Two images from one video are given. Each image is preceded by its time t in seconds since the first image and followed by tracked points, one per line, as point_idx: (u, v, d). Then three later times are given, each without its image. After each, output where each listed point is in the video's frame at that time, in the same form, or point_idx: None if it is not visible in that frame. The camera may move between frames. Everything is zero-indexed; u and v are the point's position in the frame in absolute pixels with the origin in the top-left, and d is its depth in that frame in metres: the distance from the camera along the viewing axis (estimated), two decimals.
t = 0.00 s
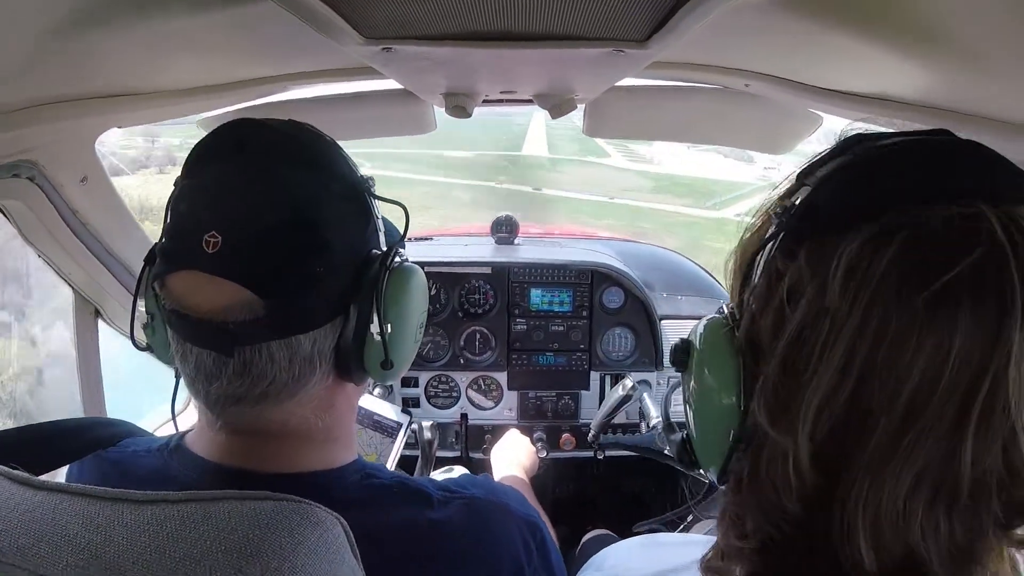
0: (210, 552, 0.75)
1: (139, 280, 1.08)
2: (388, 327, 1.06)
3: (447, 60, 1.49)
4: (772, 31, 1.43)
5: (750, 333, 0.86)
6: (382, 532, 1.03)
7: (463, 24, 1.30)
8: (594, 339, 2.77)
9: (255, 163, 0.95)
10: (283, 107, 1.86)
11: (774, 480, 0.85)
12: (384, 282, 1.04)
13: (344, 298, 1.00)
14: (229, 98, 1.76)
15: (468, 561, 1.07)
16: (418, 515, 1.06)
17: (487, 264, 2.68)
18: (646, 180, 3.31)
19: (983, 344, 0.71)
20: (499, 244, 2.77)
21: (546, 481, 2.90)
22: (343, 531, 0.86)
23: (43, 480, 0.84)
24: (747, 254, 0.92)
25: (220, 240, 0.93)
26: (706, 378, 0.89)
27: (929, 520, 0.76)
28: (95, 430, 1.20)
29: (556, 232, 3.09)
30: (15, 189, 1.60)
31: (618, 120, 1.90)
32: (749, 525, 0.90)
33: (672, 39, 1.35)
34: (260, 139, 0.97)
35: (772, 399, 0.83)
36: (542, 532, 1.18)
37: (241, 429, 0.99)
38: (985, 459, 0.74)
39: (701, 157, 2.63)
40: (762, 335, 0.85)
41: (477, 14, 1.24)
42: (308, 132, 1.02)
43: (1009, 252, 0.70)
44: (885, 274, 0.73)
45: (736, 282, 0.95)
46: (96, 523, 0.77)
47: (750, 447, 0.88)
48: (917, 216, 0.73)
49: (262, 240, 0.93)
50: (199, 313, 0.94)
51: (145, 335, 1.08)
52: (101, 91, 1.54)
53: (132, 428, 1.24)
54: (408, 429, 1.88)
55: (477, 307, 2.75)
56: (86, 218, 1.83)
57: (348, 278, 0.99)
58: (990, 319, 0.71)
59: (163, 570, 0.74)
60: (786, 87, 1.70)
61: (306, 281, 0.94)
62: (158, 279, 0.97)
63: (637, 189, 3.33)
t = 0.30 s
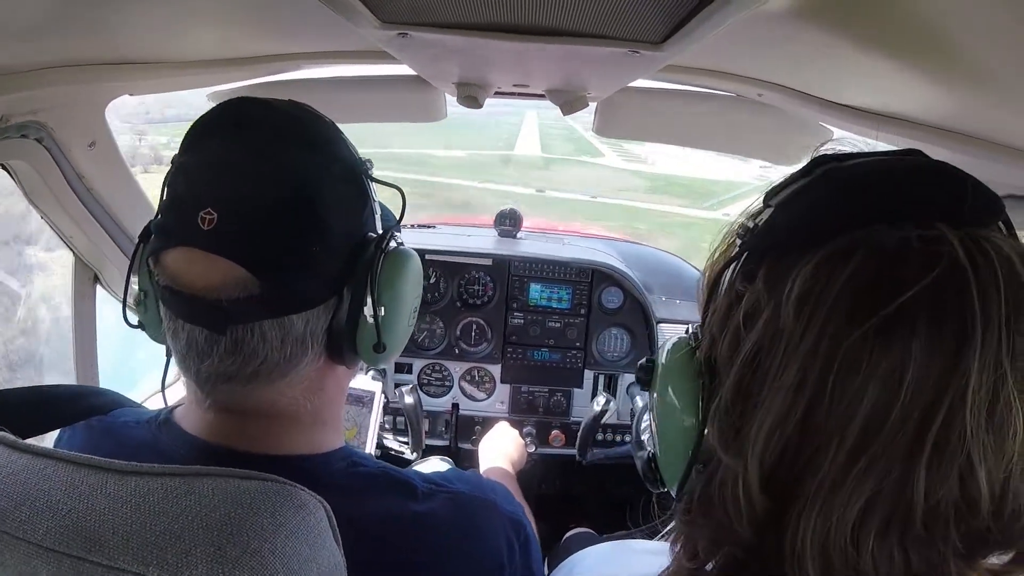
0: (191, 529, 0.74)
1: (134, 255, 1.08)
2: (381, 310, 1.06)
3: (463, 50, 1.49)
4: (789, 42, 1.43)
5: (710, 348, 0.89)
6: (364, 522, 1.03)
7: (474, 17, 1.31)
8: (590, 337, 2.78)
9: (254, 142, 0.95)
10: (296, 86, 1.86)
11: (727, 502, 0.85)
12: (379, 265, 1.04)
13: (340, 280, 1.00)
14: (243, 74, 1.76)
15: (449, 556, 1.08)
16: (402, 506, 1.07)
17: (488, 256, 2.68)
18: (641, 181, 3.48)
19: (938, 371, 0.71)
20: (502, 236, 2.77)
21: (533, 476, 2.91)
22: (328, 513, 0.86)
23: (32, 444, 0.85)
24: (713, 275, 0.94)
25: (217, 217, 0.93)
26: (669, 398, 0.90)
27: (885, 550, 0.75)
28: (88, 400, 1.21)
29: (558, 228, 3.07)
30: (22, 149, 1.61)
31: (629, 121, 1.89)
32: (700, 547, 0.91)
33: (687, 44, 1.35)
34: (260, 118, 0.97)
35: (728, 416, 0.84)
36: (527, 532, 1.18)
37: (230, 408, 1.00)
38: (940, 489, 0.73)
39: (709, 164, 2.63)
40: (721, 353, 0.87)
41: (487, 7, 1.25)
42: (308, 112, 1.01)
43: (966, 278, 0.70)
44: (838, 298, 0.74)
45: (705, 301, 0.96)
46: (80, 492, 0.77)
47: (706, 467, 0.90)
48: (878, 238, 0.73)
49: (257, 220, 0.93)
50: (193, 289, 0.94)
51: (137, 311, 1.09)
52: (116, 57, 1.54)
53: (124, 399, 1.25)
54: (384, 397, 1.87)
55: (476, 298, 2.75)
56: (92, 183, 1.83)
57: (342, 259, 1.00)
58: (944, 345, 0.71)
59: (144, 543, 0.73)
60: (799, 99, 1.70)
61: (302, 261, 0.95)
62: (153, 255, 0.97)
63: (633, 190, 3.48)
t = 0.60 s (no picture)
0: (187, 524, 0.74)
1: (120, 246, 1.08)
2: (359, 295, 1.06)
3: (462, 46, 1.49)
4: (788, 41, 1.43)
5: (679, 348, 0.88)
6: (352, 507, 1.04)
7: (471, 12, 1.30)
8: (588, 334, 2.77)
9: (235, 132, 0.95)
10: (296, 82, 1.86)
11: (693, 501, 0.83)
12: (357, 252, 1.04)
13: (318, 266, 1.00)
14: (244, 69, 1.76)
15: (430, 543, 1.07)
16: (383, 493, 1.06)
17: (486, 253, 2.68)
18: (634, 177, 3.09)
19: (900, 367, 0.67)
20: (501, 233, 2.77)
21: (531, 472, 2.91)
22: (325, 507, 0.86)
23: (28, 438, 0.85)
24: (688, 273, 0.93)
25: (195, 204, 0.92)
26: (644, 394, 0.90)
27: (851, 554, 0.71)
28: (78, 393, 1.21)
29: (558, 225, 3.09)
30: (21, 144, 1.61)
31: (628, 118, 1.89)
32: (667, 549, 0.89)
33: (686, 41, 1.35)
34: (241, 107, 0.97)
35: (693, 416, 0.82)
36: (513, 519, 1.18)
37: (215, 396, 1.00)
38: (903, 486, 0.69)
39: (709, 164, 2.62)
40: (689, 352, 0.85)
41: (483, 4, 1.24)
42: (290, 102, 1.01)
43: (930, 269, 0.67)
44: (796, 293, 0.71)
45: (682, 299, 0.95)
46: (76, 486, 0.77)
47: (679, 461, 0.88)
48: (840, 230, 0.70)
49: (234, 205, 0.93)
50: (173, 274, 0.93)
51: (124, 302, 1.09)
52: (117, 53, 1.54)
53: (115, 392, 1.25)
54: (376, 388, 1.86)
55: (475, 295, 2.75)
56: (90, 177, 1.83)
57: (320, 246, 0.99)
58: (907, 340, 0.67)
59: (140, 538, 0.73)
60: (798, 97, 1.70)
61: (279, 246, 0.94)
62: (136, 243, 0.97)
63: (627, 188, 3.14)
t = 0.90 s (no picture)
0: (187, 528, 0.74)
1: (108, 252, 1.08)
2: (349, 290, 1.07)
3: (451, 41, 1.49)
4: (777, 29, 1.43)
5: (650, 347, 0.89)
6: (346, 505, 1.04)
7: (459, 7, 1.30)
8: (583, 326, 2.78)
9: (218, 134, 0.96)
10: (285, 81, 1.85)
11: (664, 497, 0.84)
12: (345, 248, 1.05)
13: (307, 264, 1.01)
14: (233, 69, 1.76)
15: (429, 540, 1.08)
16: (378, 491, 1.07)
17: (480, 247, 2.69)
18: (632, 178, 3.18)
19: (853, 364, 0.68)
20: (494, 228, 2.77)
21: (528, 467, 2.92)
22: (322, 509, 0.87)
23: (26, 446, 0.85)
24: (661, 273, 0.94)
25: (183, 206, 0.93)
26: (626, 393, 0.97)
27: (810, 549, 0.72)
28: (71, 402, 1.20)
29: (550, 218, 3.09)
30: (13, 149, 1.61)
31: (617, 110, 1.89)
32: (643, 546, 0.89)
33: (674, 30, 1.34)
34: (224, 110, 0.97)
35: (661, 417, 0.82)
36: (509, 513, 1.18)
37: (208, 398, 1.00)
38: (863, 483, 0.70)
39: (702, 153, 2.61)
40: (657, 351, 0.86)
41: None
42: (272, 103, 1.01)
43: (887, 264, 0.67)
44: (752, 292, 0.71)
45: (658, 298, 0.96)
46: (75, 492, 0.77)
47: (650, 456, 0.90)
48: (794, 227, 0.71)
49: (221, 205, 0.93)
50: (163, 277, 0.94)
51: (110, 310, 1.10)
52: (104, 56, 1.54)
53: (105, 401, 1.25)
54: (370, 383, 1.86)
55: (469, 290, 2.76)
56: (81, 181, 1.83)
57: (307, 244, 0.99)
58: (860, 337, 0.68)
59: (139, 544, 0.73)
60: (787, 84, 1.70)
61: (265, 244, 0.94)
62: (123, 247, 0.97)
63: (623, 190, 3.17)
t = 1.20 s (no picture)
0: (187, 547, 0.74)
1: (101, 273, 1.07)
2: (354, 313, 1.07)
3: (436, 48, 1.48)
4: (765, 24, 1.42)
5: (660, 343, 0.88)
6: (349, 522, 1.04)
7: (445, 13, 1.29)
8: (578, 329, 2.78)
9: (212, 152, 0.95)
10: (272, 94, 1.85)
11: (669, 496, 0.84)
12: (348, 271, 1.04)
13: (308, 284, 1.00)
14: (218, 83, 1.76)
15: (436, 555, 1.08)
16: (385, 509, 1.07)
17: (471, 253, 2.69)
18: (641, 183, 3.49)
19: (864, 369, 0.68)
20: (485, 233, 2.77)
21: (528, 472, 2.91)
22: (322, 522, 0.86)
23: (22, 470, 0.84)
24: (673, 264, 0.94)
25: (183, 233, 0.92)
26: (634, 388, 0.96)
27: (813, 551, 0.73)
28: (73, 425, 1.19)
29: (541, 221, 3.08)
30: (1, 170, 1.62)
31: (605, 111, 1.90)
32: (646, 539, 0.90)
33: (660, 29, 1.33)
34: (220, 127, 0.97)
35: (670, 415, 0.82)
36: (514, 525, 1.19)
37: (211, 426, 0.99)
38: (869, 488, 0.70)
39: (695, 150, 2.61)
40: (667, 348, 0.85)
41: (452, 4, 1.23)
42: (266, 119, 1.01)
43: (900, 268, 0.66)
44: (763, 292, 0.71)
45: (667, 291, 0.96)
46: (73, 514, 0.77)
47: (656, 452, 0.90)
48: (805, 227, 0.70)
49: (218, 224, 0.93)
50: (163, 306, 0.93)
51: (105, 335, 1.09)
52: (87, 75, 1.53)
53: (106, 424, 1.25)
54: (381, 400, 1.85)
55: (463, 296, 2.75)
56: (70, 202, 1.83)
57: (307, 264, 0.99)
58: (871, 341, 0.67)
59: (139, 564, 0.73)
60: (775, 80, 1.70)
61: (264, 265, 0.94)
62: (119, 275, 0.96)
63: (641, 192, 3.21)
